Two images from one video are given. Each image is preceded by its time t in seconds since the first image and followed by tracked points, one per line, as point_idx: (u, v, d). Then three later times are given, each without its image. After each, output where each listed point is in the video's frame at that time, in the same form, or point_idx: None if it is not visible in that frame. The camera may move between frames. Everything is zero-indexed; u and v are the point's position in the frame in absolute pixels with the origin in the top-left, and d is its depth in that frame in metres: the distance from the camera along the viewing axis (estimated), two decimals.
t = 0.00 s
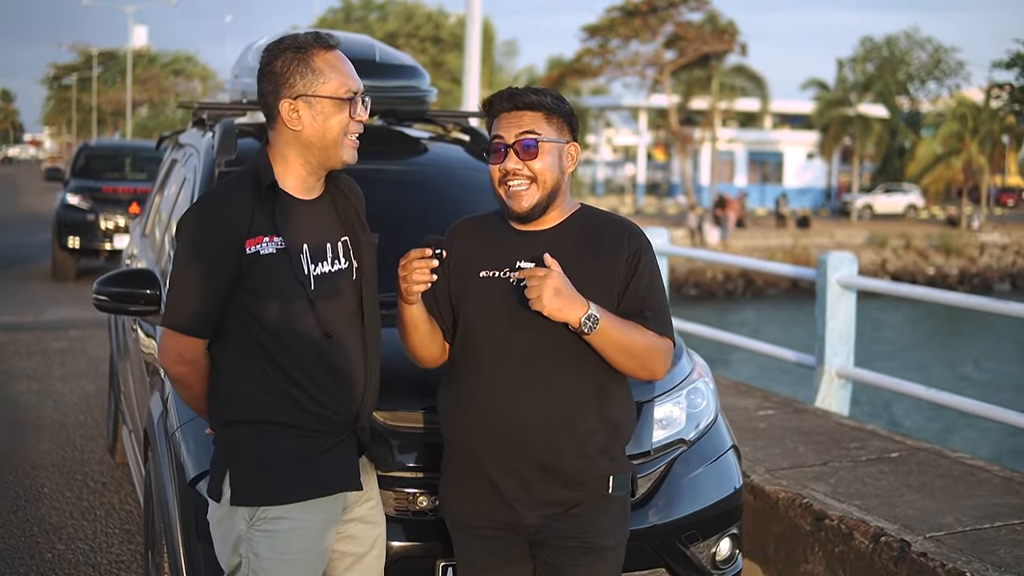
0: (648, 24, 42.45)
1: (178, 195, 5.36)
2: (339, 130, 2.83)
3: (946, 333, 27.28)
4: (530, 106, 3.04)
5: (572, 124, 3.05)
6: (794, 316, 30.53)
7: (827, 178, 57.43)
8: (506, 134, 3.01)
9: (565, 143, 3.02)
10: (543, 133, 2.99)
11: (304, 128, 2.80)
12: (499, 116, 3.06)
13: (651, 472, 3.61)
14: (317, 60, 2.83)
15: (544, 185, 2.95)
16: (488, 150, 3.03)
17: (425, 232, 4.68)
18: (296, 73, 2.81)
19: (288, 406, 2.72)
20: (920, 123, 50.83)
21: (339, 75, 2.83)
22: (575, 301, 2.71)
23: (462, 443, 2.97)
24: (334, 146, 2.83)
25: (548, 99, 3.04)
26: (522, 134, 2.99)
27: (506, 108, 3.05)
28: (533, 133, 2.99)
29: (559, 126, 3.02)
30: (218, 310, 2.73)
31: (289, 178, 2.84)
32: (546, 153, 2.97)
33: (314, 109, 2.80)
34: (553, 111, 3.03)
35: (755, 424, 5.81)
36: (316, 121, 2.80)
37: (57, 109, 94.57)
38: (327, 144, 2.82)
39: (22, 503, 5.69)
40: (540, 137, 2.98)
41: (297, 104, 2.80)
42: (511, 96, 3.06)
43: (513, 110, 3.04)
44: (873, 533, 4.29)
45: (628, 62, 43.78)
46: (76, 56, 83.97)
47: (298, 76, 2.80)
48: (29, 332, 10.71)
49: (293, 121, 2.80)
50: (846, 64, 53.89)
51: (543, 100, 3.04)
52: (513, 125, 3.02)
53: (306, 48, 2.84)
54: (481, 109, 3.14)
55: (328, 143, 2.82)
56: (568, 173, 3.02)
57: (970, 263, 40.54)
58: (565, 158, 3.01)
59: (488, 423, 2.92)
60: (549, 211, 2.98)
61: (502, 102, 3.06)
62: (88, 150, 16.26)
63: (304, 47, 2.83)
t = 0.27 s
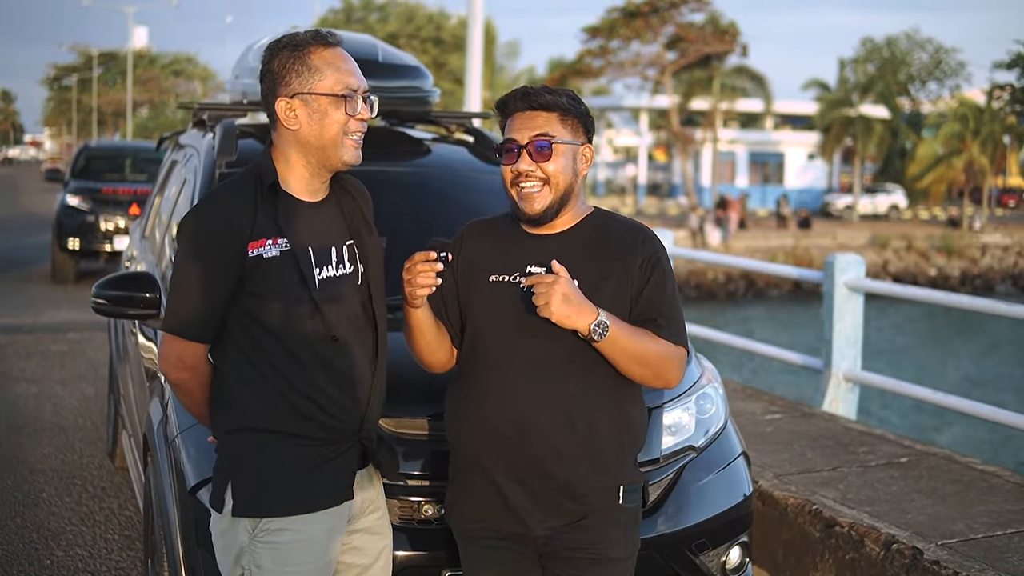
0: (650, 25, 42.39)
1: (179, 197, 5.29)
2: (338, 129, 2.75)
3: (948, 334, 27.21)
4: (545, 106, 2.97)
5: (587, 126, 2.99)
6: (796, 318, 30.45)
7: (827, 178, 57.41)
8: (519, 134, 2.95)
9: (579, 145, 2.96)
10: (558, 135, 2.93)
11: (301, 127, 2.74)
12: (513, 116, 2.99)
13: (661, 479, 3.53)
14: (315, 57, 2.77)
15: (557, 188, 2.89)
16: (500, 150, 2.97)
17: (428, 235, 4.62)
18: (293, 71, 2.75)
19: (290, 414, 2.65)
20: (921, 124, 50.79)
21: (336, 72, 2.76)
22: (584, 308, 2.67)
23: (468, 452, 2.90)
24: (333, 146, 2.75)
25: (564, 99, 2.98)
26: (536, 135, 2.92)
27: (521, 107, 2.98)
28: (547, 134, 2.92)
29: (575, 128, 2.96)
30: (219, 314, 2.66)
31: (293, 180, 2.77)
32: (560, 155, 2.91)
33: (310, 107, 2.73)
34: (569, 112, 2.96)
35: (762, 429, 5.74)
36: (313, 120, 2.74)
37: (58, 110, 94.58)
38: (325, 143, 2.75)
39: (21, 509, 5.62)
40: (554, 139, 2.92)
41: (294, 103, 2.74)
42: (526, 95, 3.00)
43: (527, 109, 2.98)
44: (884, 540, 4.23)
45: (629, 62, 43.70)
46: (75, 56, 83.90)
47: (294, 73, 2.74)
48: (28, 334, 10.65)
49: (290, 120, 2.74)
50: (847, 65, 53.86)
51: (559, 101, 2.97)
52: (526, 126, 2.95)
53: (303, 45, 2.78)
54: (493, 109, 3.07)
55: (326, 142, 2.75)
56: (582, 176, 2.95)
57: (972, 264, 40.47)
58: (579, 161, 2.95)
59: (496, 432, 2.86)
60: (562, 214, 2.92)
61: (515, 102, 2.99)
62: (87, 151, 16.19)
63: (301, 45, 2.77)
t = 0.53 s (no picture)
0: (650, 26, 42.33)
1: (181, 198, 5.23)
2: (346, 128, 2.69)
3: (950, 335, 27.14)
4: (564, 106, 2.93)
5: (607, 129, 2.94)
6: (797, 319, 30.38)
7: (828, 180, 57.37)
8: (536, 134, 2.92)
9: (598, 149, 2.91)
10: (575, 138, 2.89)
11: (309, 126, 2.69)
12: (531, 115, 2.95)
13: (673, 486, 3.47)
14: (326, 55, 2.72)
15: (571, 192, 2.85)
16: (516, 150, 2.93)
17: (435, 237, 4.56)
18: (302, 69, 2.71)
19: (299, 420, 2.60)
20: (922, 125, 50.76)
21: (347, 71, 2.71)
22: (602, 310, 2.62)
23: (480, 458, 2.84)
24: (341, 146, 2.69)
25: (584, 100, 2.93)
26: (553, 137, 2.89)
27: (540, 106, 2.94)
28: (564, 136, 2.88)
29: (594, 131, 2.92)
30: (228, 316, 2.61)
31: (305, 183, 2.71)
32: (577, 157, 2.87)
33: (318, 107, 2.69)
34: (588, 114, 2.92)
35: (770, 433, 5.69)
36: (321, 120, 2.69)
37: (58, 111, 94.55)
38: (332, 143, 2.69)
39: (22, 514, 5.56)
40: (571, 141, 2.88)
41: (302, 101, 2.70)
42: (545, 95, 2.95)
43: (546, 109, 2.94)
44: (897, 546, 4.17)
45: (630, 64, 43.62)
46: (75, 57, 83.84)
47: (303, 71, 2.71)
48: (28, 336, 10.58)
49: (298, 119, 2.70)
50: (848, 66, 53.83)
51: (578, 102, 2.93)
52: (544, 126, 2.92)
53: (315, 43, 2.74)
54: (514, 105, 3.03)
55: (333, 142, 2.69)
56: (599, 180, 2.91)
57: (973, 265, 40.42)
58: (597, 164, 2.91)
59: (508, 437, 2.80)
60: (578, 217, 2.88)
61: (535, 101, 2.95)
62: (87, 151, 16.13)
63: (312, 42, 2.73)
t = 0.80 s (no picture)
0: (650, 27, 42.26)
1: (185, 199, 5.17)
2: (372, 146, 2.64)
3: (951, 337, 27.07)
4: (586, 108, 2.92)
5: (630, 131, 2.93)
6: (798, 321, 30.31)
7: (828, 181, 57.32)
8: (556, 135, 2.91)
9: (619, 152, 2.90)
10: (595, 140, 2.87)
11: (335, 143, 2.62)
12: (553, 116, 2.95)
13: (687, 492, 3.41)
14: (356, 69, 2.64)
15: (587, 195, 2.83)
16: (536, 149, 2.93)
17: (443, 240, 4.49)
18: (331, 83, 2.61)
19: (312, 429, 2.55)
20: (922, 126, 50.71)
21: (375, 87, 2.63)
22: (625, 318, 2.60)
23: (498, 464, 2.81)
24: (365, 163, 2.64)
25: (606, 101, 2.92)
26: (573, 139, 2.87)
27: (561, 107, 2.94)
28: (584, 138, 2.87)
29: (615, 133, 2.90)
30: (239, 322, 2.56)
31: (309, 188, 2.65)
32: (596, 160, 2.86)
33: (347, 124, 2.61)
34: (610, 116, 2.91)
35: (780, 437, 5.64)
36: (348, 137, 2.62)
37: (57, 112, 94.44)
38: (359, 162, 2.63)
39: (23, 519, 5.50)
40: (591, 143, 2.86)
41: (329, 116, 2.61)
42: (567, 95, 2.95)
43: (568, 110, 2.93)
44: (911, 553, 4.11)
45: (630, 65, 43.55)
46: (74, 58, 83.73)
47: (333, 85, 2.61)
48: (28, 338, 10.51)
49: (323, 134, 2.61)
50: (848, 67, 53.77)
51: (601, 104, 2.91)
52: (565, 127, 2.91)
53: (343, 54, 2.63)
54: (537, 104, 3.04)
55: (360, 160, 2.63)
56: (619, 184, 2.89)
57: (973, 266, 40.37)
58: (616, 168, 2.89)
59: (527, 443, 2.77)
60: (595, 221, 2.86)
61: (557, 101, 2.95)
62: (87, 152, 16.07)
63: (339, 54, 2.63)
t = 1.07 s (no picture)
0: (650, 27, 42.21)
1: (187, 200, 5.13)
2: (377, 141, 2.59)
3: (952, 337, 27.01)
4: (600, 102, 2.87)
5: (642, 127, 2.89)
6: (798, 321, 30.26)
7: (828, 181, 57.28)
8: (571, 130, 2.86)
9: (633, 147, 2.86)
10: (612, 134, 2.83)
11: (339, 139, 2.57)
12: (565, 111, 2.90)
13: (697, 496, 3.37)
14: (356, 63, 2.58)
15: (608, 190, 2.79)
16: (550, 146, 2.87)
17: (448, 241, 4.45)
18: (331, 78, 2.56)
19: (320, 434, 2.50)
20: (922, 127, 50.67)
21: (378, 81, 2.59)
22: (644, 312, 2.56)
23: (509, 468, 2.77)
24: (372, 158, 2.60)
25: (620, 96, 2.88)
26: (590, 133, 2.83)
27: (574, 102, 2.89)
28: (601, 133, 2.83)
29: (630, 128, 2.86)
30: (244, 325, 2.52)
31: (316, 189, 2.61)
32: (614, 154, 2.81)
33: (350, 119, 2.56)
34: (624, 110, 2.87)
35: (787, 440, 5.60)
36: (352, 132, 2.57)
37: (56, 112, 94.33)
38: (365, 158, 2.59)
39: (23, 522, 5.45)
40: (609, 138, 2.82)
41: (331, 112, 2.56)
42: (581, 91, 2.90)
43: (582, 105, 2.89)
44: (922, 557, 4.07)
45: (630, 65, 43.49)
46: (73, 59, 83.62)
47: (334, 81, 2.56)
48: (28, 339, 10.46)
49: (326, 130, 2.57)
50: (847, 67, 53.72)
51: (614, 98, 2.87)
52: (579, 122, 2.86)
53: (341, 49, 2.58)
54: (546, 101, 2.99)
55: (366, 156, 2.59)
56: (634, 180, 2.86)
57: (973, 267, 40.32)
58: (631, 163, 2.85)
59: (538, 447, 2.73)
60: (615, 217, 2.82)
61: (569, 97, 2.90)
62: (87, 152, 16.02)
63: (337, 48, 2.57)
